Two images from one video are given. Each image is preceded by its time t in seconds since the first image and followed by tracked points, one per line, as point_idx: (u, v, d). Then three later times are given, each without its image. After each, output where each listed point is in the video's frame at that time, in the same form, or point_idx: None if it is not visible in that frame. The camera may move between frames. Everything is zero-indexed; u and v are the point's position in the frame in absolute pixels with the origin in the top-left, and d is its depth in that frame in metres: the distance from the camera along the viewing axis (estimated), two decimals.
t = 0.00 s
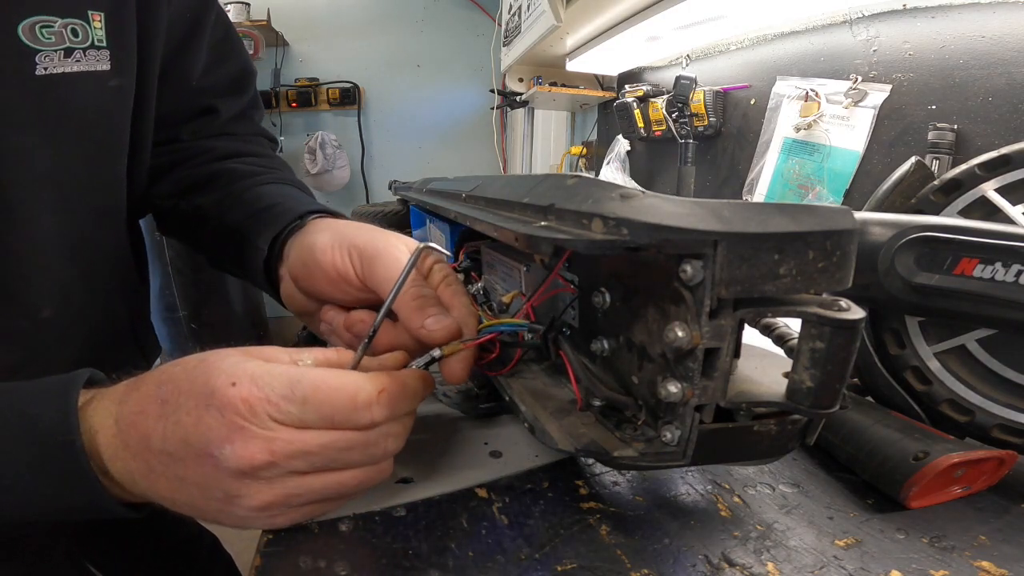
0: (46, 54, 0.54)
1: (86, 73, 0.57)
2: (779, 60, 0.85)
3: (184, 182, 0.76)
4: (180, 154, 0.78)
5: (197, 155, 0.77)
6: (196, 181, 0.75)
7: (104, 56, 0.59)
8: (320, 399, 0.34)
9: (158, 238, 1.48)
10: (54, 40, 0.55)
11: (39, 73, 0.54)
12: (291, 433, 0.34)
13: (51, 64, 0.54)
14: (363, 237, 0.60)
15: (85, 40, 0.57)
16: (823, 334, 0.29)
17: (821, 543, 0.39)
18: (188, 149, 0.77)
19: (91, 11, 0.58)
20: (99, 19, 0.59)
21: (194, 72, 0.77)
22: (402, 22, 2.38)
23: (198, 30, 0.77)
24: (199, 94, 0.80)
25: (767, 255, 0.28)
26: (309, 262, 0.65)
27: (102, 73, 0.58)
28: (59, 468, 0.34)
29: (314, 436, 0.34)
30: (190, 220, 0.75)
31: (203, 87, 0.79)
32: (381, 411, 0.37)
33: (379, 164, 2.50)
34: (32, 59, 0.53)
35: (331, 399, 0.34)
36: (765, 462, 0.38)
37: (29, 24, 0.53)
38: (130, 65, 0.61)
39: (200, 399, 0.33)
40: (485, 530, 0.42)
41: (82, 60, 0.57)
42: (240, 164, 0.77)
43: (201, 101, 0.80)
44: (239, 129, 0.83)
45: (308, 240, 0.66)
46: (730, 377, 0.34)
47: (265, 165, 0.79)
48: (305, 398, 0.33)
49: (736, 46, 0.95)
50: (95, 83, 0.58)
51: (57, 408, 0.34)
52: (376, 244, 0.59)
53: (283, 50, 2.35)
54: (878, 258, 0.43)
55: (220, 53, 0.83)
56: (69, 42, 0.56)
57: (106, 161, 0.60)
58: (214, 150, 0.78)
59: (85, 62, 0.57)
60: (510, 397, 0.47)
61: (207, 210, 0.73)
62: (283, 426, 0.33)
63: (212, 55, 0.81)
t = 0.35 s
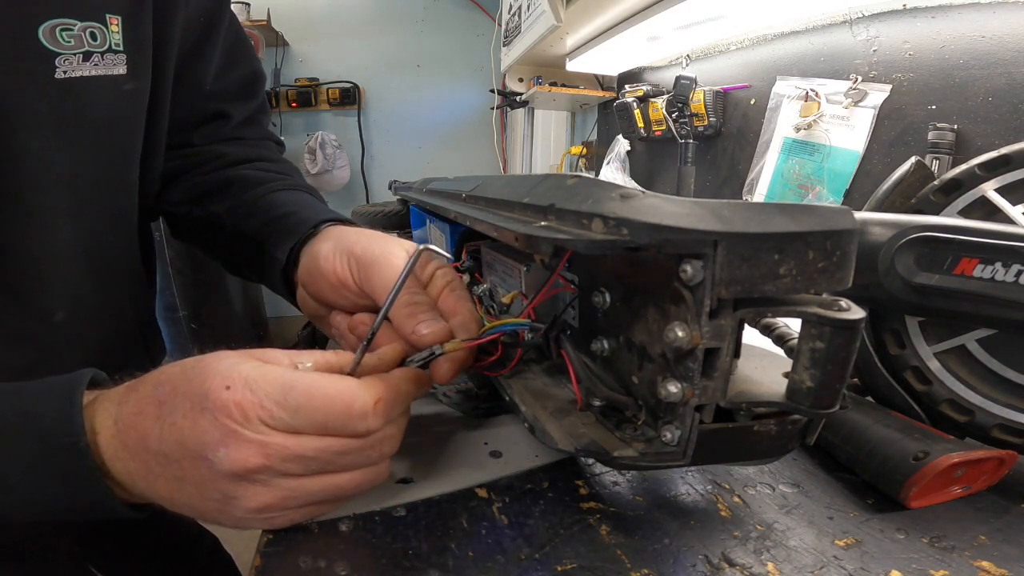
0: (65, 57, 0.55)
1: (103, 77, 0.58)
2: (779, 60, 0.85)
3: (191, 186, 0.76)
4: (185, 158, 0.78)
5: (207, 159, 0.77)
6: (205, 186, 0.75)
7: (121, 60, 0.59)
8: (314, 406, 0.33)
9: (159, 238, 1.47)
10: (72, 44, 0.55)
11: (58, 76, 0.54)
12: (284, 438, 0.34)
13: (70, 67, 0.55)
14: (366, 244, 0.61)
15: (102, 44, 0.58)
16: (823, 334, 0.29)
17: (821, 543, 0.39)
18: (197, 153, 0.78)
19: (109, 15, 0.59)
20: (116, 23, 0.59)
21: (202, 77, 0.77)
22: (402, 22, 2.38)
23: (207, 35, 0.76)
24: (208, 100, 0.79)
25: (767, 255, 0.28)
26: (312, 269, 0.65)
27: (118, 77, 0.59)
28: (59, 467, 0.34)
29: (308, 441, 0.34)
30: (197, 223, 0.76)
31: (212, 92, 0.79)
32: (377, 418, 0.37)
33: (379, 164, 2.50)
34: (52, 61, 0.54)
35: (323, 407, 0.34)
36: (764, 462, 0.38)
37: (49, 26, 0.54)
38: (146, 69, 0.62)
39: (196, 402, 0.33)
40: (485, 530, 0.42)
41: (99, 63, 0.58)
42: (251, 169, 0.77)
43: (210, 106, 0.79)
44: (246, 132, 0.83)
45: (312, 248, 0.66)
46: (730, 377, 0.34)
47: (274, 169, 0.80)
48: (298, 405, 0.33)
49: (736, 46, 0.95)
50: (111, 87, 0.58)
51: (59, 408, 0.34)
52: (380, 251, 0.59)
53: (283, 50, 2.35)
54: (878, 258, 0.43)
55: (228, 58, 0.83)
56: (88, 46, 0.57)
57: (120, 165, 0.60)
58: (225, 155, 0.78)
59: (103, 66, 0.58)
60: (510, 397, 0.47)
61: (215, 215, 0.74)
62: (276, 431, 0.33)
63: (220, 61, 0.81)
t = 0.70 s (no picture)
0: (80, 62, 0.55)
1: (116, 81, 0.58)
2: (779, 60, 0.85)
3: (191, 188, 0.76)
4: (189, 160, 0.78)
5: (210, 162, 0.77)
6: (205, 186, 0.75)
7: (133, 65, 0.60)
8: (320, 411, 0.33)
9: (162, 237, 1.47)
10: (87, 49, 0.56)
11: (72, 81, 0.55)
12: (288, 447, 0.33)
13: (84, 72, 0.56)
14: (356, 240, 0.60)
15: (116, 49, 0.58)
16: (823, 334, 0.29)
17: (821, 543, 0.39)
18: (200, 156, 0.78)
19: (122, 20, 0.59)
20: (130, 28, 0.60)
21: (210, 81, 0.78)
22: (402, 22, 2.38)
23: (220, 41, 0.77)
24: (213, 102, 0.80)
25: (767, 255, 0.28)
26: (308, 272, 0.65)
27: (130, 82, 0.60)
28: (59, 467, 0.34)
29: (313, 448, 0.34)
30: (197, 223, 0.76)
31: (219, 97, 0.80)
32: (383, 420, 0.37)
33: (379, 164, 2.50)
34: (67, 67, 0.54)
35: (330, 413, 0.33)
36: (764, 462, 0.38)
37: (65, 32, 0.54)
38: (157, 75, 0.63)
39: (196, 412, 0.32)
40: (485, 530, 0.42)
41: (113, 69, 0.58)
42: (253, 172, 0.77)
43: (217, 111, 0.81)
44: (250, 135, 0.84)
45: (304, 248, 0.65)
46: (730, 377, 0.34)
47: (276, 172, 0.80)
48: (304, 413, 0.33)
49: (736, 46, 0.95)
50: (124, 91, 0.59)
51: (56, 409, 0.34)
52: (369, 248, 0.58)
53: (283, 50, 2.35)
54: (879, 258, 0.43)
55: (238, 64, 0.84)
56: (102, 51, 0.57)
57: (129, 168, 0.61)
58: (231, 159, 0.78)
59: (115, 71, 0.58)
60: (510, 397, 0.47)
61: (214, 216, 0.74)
62: (280, 440, 0.33)
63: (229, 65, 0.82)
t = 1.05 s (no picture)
0: (5, 46, 0.53)
1: (48, 63, 0.56)
2: (779, 60, 0.85)
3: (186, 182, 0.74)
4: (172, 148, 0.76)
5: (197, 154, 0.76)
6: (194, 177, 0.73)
7: (65, 45, 0.57)
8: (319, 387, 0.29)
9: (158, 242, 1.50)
10: (11, 32, 0.53)
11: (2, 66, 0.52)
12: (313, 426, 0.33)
13: (12, 56, 0.53)
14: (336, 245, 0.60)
15: (44, 31, 0.56)
16: (823, 334, 0.29)
17: (821, 543, 0.39)
18: (182, 141, 0.77)
19: (47, 3, 0.57)
20: (57, 10, 0.57)
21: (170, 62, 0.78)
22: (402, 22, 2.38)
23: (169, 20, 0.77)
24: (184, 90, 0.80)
25: (767, 255, 0.28)
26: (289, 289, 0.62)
27: (66, 62, 0.57)
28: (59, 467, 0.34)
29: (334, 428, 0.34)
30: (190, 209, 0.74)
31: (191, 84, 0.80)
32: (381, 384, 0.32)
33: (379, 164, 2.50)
34: None
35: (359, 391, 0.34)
36: (764, 462, 0.38)
37: None
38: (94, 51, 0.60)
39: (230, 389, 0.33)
40: (485, 530, 0.42)
41: (43, 51, 0.55)
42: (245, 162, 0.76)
43: (190, 98, 0.80)
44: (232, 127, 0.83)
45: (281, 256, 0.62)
46: (731, 377, 0.34)
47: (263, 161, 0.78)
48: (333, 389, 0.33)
49: (736, 46, 0.95)
50: (60, 73, 0.56)
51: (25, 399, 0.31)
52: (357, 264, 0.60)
53: (283, 50, 2.36)
54: (879, 258, 0.42)
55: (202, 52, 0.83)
56: (28, 34, 0.55)
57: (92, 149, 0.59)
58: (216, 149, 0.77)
59: (50, 53, 0.56)
60: (510, 397, 0.47)
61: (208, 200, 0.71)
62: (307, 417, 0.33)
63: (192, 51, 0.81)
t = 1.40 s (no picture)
0: None
1: (11, 66, 0.56)
2: (779, 60, 0.85)
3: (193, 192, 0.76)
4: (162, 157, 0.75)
5: (196, 160, 0.77)
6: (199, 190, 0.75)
7: (28, 47, 0.57)
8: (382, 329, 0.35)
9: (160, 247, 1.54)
10: None
11: None
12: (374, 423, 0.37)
13: None
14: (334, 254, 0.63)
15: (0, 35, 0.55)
16: (823, 334, 0.29)
17: (821, 543, 0.39)
18: (169, 149, 0.76)
19: None
20: (10, 14, 0.57)
21: (136, 64, 0.74)
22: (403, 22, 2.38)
23: (133, 16, 0.73)
24: (155, 88, 0.77)
25: (767, 255, 0.28)
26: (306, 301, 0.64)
27: (31, 63, 0.57)
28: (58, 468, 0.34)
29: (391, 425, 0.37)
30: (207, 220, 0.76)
31: (164, 84, 0.77)
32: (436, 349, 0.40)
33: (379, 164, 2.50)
34: None
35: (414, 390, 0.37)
36: (764, 462, 0.38)
37: None
38: (56, 50, 0.59)
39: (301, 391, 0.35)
40: (485, 530, 0.42)
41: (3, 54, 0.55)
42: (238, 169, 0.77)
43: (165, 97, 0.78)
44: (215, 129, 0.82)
45: (300, 273, 0.65)
46: (731, 377, 0.34)
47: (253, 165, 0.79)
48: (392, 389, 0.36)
49: (736, 46, 0.95)
50: (25, 74, 0.56)
51: (85, 382, 0.31)
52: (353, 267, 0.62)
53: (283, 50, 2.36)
54: (879, 258, 0.42)
55: (164, 47, 0.80)
56: None
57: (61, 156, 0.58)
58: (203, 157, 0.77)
59: (14, 54, 0.56)
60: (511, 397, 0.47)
61: (225, 213, 0.74)
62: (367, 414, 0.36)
63: (150, 46, 0.78)
